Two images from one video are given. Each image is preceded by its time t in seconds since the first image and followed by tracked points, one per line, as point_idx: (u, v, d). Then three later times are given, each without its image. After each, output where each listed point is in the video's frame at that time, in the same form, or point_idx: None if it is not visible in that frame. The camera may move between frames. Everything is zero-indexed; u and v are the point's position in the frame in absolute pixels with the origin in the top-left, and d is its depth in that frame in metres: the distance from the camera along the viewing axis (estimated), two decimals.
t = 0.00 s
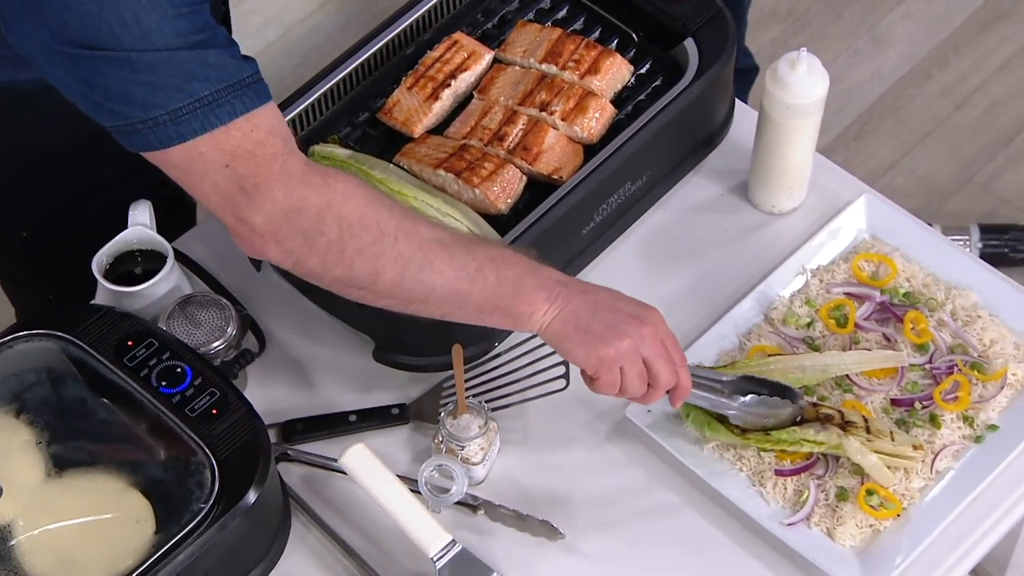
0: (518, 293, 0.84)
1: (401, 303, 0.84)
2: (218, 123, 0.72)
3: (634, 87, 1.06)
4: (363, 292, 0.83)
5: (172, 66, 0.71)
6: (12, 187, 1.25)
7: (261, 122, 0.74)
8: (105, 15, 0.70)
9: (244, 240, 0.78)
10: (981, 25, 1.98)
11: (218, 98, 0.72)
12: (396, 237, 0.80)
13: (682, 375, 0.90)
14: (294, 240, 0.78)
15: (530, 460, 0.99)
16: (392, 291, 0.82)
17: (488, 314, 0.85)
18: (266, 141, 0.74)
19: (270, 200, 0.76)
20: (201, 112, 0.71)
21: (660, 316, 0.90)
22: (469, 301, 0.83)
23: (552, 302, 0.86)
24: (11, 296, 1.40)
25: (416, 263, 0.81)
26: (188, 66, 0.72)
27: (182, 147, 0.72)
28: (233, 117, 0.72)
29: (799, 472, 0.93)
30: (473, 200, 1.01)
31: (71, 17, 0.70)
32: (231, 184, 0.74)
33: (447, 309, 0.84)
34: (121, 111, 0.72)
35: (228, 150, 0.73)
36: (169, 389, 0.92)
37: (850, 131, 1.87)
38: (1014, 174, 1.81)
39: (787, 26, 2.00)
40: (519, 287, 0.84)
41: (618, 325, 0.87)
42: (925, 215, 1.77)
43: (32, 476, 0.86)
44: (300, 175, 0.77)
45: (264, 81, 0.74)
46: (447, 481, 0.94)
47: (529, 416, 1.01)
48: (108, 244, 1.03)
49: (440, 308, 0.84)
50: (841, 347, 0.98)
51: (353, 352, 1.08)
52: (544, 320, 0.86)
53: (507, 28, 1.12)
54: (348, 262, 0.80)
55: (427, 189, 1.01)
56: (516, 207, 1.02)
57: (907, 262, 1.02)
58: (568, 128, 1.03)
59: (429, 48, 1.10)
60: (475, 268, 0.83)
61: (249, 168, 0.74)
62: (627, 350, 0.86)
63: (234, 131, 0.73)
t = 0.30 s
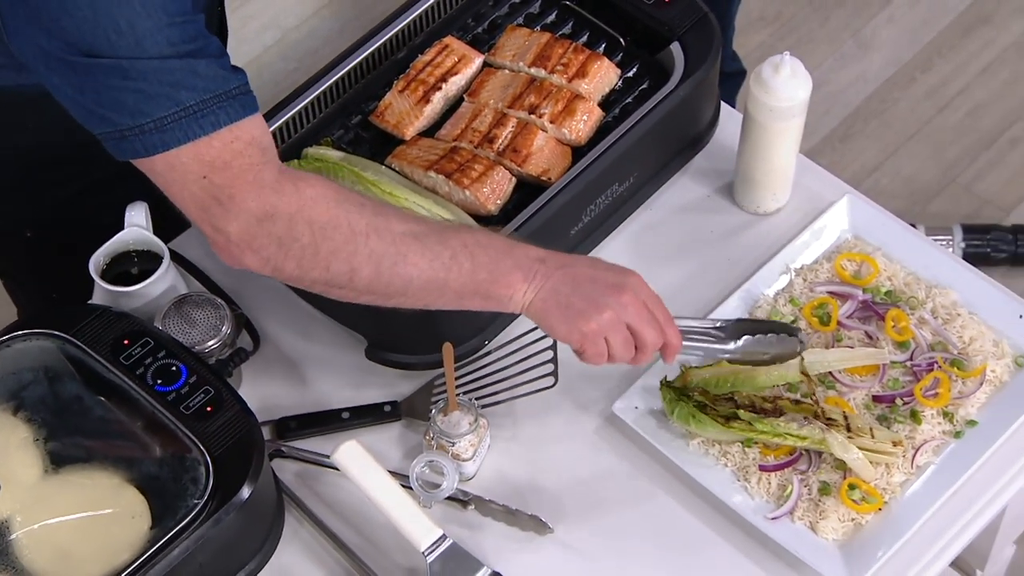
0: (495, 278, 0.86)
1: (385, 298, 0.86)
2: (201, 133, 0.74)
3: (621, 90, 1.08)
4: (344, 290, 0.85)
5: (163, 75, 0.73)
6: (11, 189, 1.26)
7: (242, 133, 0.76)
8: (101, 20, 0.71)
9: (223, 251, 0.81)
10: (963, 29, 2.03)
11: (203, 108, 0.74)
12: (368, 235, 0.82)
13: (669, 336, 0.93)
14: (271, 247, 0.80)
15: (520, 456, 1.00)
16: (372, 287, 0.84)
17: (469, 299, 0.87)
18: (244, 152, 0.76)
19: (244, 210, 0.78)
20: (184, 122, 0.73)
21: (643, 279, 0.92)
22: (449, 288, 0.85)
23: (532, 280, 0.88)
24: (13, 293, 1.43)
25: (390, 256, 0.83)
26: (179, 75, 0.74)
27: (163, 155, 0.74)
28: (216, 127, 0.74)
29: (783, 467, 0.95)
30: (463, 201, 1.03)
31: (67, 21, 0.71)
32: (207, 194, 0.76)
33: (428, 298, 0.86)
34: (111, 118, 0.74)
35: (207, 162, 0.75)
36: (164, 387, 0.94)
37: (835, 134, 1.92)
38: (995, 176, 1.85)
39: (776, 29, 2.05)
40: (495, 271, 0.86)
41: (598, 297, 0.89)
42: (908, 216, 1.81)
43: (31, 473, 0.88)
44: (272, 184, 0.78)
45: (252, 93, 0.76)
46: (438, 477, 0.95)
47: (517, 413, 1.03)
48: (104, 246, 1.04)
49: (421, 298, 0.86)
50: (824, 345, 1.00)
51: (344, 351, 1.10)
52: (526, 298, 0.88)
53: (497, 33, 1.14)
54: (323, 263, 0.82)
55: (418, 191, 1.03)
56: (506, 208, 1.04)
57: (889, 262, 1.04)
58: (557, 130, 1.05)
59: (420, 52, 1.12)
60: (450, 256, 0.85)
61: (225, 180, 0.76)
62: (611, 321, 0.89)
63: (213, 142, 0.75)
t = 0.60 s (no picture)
0: (505, 286, 0.88)
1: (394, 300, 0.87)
2: (215, 126, 0.76)
3: (610, 93, 1.10)
4: (357, 288, 0.86)
5: (172, 74, 0.75)
6: (12, 189, 1.28)
7: (257, 125, 0.78)
8: (108, 23, 0.73)
9: (242, 241, 0.83)
10: (947, 33, 2.08)
11: (215, 103, 0.76)
12: (387, 234, 0.84)
13: (661, 364, 0.93)
14: (290, 239, 0.82)
15: (510, 452, 1.02)
16: (385, 286, 0.85)
17: (477, 306, 0.88)
18: (261, 144, 0.79)
19: (264, 201, 0.80)
20: (198, 116, 0.75)
21: (643, 309, 0.93)
22: (460, 294, 0.87)
23: (536, 293, 0.89)
24: (12, 291, 1.44)
25: (407, 257, 0.85)
26: (188, 72, 0.76)
27: (180, 149, 0.76)
28: (230, 121, 0.76)
29: (768, 464, 0.96)
30: (455, 202, 1.05)
31: (74, 26, 0.74)
32: (228, 185, 0.78)
33: (437, 302, 0.88)
34: (123, 114, 0.76)
35: (225, 153, 0.77)
36: (160, 384, 0.95)
37: (823, 135, 1.97)
38: (978, 177, 1.91)
39: (765, 34, 2.10)
40: (504, 279, 0.88)
41: (599, 313, 0.90)
42: (895, 216, 1.87)
43: (30, 470, 0.89)
44: (293, 175, 0.80)
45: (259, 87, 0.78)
46: (430, 473, 0.97)
47: (510, 410, 1.05)
48: (101, 247, 1.06)
49: (432, 301, 0.87)
50: (809, 343, 1.02)
51: (340, 349, 1.12)
52: (529, 308, 0.89)
53: (488, 37, 1.16)
54: (340, 259, 0.83)
55: (410, 192, 1.05)
56: (496, 209, 1.06)
57: (872, 261, 1.06)
58: (547, 132, 1.07)
59: (413, 56, 1.14)
60: (464, 262, 0.86)
61: (244, 171, 0.78)
62: (610, 335, 0.90)
63: (230, 135, 0.77)
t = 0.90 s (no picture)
0: (484, 268, 0.90)
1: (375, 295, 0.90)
2: (200, 136, 0.77)
3: (601, 97, 1.12)
4: (339, 287, 0.89)
5: (163, 80, 0.77)
6: (12, 191, 1.30)
7: (240, 136, 0.80)
8: (102, 28, 0.75)
9: (222, 251, 0.84)
10: (935, 39, 2.12)
11: (202, 112, 0.77)
12: (364, 231, 0.86)
13: (653, 318, 0.95)
14: (268, 246, 0.84)
15: (503, 449, 1.04)
16: (367, 281, 0.88)
17: (459, 292, 0.91)
18: (243, 154, 0.80)
19: (243, 210, 0.81)
20: (184, 125, 0.77)
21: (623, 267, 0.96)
22: (440, 282, 0.89)
23: (517, 266, 0.92)
24: (15, 291, 1.46)
25: (385, 250, 0.87)
26: (178, 80, 0.77)
27: (163, 156, 0.78)
28: (214, 130, 0.78)
29: (757, 462, 0.98)
30: (449, 205, 1.06)
31: (69, 30, 0.75)
32: (208, 195, 0.80)
33: (420, 293, 0.90)
34: (110, 119, 0.77)
35: (207, 163, 0.79)
36: (158, 385, 0.97)
37: (813, 139, 2.00)
38: (966, 180, 1.93)
39: (756, 39, 2.15)
40: (483, 259, 0.90)
41: (579, 276, 0.93)
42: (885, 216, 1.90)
43: (30, 469, 0.91)
44: (272, 184, 0.82)
45: (247, 98, 0.80)
46: (424, 471, 0.98)
47: (502, 409, 1.06)
48: (102, 248, 1.08)
49: (413, 293, 0.89)
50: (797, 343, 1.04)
51: (334, 349, 1.14)
52: (513, 281, 0.91)
53: (482, 42, 1.18)
54: (320, 259, 0.85)
55: (405, 194, 1.06)
56: (489, 212, 1.07)
57: (859, 262, 1.09)
58: (539, 136, 1.09)
59: (407, 61, 1.16)
60: (441, 250, 0.89)
61: (226, 181, 0.80)
62: (595, 297, 0.92)
63: (214, 146, 0.78)
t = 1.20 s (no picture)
0: (486, 283, 0.90)
1: (379, 301, 0.90)
2: (208, 133, 0.78)
3: (604, 102, 1.13)
4: (343, 290, 0.89)
5: (171, 78, 0.78)
6: (20, 191, 1.31)
7: (249, 134, 0.80)
8: (110, 27, 0.75)
9: (230, 247, 0.85)
10: (938, 44, 2.12)
11: (210, 110, 0.78)
12: (372, 238, 0.87)
13: (656, 340, 0.95)
14: (276, 245, 0.85)
15: (505, 452, 1.04)
16: (372, 287, 0.88)
17: (462, 306, 0.91)
18: (252, 152, 0.81)
19: (252, 208, 0.82)
20: (192, 122, 0.78)
21: (626, 290, 0.96)
22: (445, 294, 0.89)
23: (519, 283, 0.92)
24: (23, 289, 1.46)
25: (392, 259, 0.87)
26: (186, 79, 0.78)
27: (172, 154, 0.78)
28: (222, 128, 0.79)
29: (758, 465, 0.98)
30: (452, 208, 1.07)
31: (78, 29, 0.75)
32: (217, 192, 0.81)
33: (423, 303, 0.90)
34: (119, 118, 0.78)
35: (217, 161, 0.80)
36: (163, 386, 0.98)
37: (816, 144, 2.01)
38: (967, 186, 1.94)
39: (760, 44, 2.16)
40: (485, 275, 0.90)
41: (581, 294, 0.93)
42: (887, 221, 1.90)
43: (34, 469, 0.91)
44: (281, 184, 0.83)
45: (256, 96, 0.81)
46: (427, 473, 0.98)
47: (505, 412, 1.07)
48: (107, 249, 1.09)
49: (417, 301, 0.90)
50: (798, 347, 1.05)
51: (338, 351, 1.14)
52: (513, 298, 0.91)
53: (486, 47, 1.19)
54: (326, 262, 0.86)
55: (408, 198, 1.07)
56: (492, 215, 1.08)
57: (860, 266, 1.09)
58: (542, 140, 1.09)
59: (412, 64, 1.16)
60: (447, 262, 0.89)
61: (234, 178, 0.80)
62: (596, 312, 0.92)
63: (223, 143, 0.79)
